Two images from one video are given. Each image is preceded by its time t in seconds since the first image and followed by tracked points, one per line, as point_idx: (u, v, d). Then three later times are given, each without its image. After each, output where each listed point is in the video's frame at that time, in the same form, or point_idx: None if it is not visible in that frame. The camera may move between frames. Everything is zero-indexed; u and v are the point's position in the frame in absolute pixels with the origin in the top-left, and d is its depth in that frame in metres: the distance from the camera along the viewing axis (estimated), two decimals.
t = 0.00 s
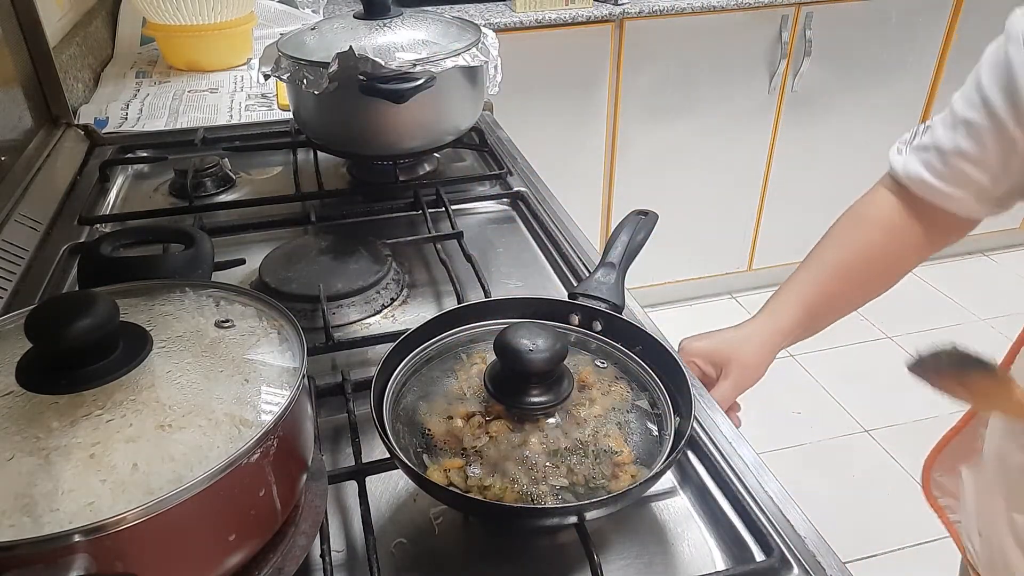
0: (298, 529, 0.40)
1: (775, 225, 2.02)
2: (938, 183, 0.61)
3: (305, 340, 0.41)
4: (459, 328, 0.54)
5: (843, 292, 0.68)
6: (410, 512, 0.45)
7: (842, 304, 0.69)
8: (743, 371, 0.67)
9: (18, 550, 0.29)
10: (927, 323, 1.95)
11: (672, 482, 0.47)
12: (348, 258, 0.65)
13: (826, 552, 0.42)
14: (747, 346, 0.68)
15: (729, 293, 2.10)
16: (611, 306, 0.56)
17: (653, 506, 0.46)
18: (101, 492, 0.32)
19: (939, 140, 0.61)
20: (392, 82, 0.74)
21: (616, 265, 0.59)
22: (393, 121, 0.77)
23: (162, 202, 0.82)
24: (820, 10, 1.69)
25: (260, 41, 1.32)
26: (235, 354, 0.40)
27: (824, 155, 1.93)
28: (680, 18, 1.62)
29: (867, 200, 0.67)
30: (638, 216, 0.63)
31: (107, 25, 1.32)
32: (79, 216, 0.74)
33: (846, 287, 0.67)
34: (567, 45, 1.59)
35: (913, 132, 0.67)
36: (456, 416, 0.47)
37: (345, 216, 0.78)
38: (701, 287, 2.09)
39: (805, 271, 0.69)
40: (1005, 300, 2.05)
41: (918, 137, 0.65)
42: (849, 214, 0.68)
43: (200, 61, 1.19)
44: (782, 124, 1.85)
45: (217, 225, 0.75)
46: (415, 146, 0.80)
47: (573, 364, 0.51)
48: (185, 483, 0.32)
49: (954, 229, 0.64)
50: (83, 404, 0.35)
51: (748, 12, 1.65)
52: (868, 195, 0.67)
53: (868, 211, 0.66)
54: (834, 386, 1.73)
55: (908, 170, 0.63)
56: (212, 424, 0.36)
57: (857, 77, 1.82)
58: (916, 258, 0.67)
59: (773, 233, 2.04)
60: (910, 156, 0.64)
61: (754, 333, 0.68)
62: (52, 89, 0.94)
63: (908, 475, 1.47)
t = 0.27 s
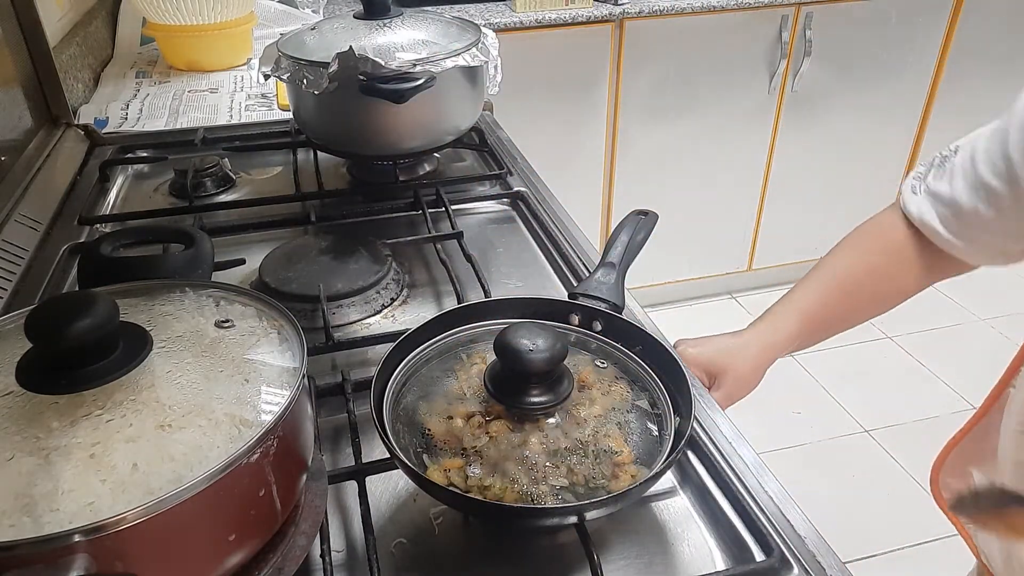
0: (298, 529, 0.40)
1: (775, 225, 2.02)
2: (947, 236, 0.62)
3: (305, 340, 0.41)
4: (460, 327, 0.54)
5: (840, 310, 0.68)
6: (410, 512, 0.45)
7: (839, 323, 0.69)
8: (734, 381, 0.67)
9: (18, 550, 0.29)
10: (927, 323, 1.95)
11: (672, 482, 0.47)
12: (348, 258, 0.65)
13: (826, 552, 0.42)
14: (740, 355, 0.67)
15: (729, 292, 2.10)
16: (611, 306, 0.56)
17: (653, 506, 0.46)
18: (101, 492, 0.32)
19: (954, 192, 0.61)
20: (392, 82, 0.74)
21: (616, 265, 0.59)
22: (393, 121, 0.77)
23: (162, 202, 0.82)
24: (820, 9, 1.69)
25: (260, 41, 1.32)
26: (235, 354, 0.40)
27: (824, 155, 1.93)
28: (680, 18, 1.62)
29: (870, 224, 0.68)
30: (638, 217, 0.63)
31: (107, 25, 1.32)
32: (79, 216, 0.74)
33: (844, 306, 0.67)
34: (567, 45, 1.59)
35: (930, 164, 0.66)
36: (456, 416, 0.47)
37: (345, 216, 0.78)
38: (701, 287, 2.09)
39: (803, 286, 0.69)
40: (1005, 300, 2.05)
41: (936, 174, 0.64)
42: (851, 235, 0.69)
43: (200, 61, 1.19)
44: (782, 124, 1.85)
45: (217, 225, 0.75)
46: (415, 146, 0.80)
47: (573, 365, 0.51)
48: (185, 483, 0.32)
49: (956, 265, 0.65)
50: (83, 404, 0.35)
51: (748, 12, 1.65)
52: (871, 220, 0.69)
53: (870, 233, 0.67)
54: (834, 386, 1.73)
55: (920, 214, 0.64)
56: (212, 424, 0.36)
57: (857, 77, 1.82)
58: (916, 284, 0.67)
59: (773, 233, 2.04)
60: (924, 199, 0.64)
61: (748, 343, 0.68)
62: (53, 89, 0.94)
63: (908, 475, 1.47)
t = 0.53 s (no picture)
0: (298, 529, 0.40)
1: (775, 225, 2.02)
2: (959, 268, 0.64)
3: (305, 340, 0.41)
4: (460, 326, 0.54)
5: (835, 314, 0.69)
6: (410, 512, 0.45)
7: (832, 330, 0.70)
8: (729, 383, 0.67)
9: (18, 550, 0.29)
10: (927, 323, 1.95)
11: (672, 482, 0.47)
12: (348, 258, 0.65)
13: (826, 552, 0.42)
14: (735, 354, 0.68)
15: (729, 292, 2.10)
16: (611, 306, 0.56)
17: (653, 506, 0.46)
18: (100, 492, 0.32)
19: (977, 231, 0.62)
20: (392, 82, 0.74)
21: (616, 265, 0.59)
22: (394, 121, 0.77)
23: (162, 202, 0.82)
24: (820, 10, 1.69)
25: (260, 41, 1.32)
26: (235, 354, 0.40)
27: (824, 155, 1.93)
28: (680, 18, 1.62)
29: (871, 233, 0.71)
30: (638, 217, 0.63)
31: (107, 25, 1.32)
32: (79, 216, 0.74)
33: (842, 307, 0.69)
34: (567, 45, 1.59)
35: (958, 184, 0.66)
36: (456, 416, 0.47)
37: (345, 216, 0.78)
38: (701, 287, 2.09)
39: (801, 289, 0.71)
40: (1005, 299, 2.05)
41: (963, 202, 0.64)
42: (852, 243, 0.71)
43: (200, 61, 1.19)
44: (782, 124, 1.85)
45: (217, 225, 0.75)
46: (415, 146, 0.80)
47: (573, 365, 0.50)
48: (185, 483, 0.32)
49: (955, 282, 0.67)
50: (83, 404, 0.35)
51: (748, 12, 1.65)
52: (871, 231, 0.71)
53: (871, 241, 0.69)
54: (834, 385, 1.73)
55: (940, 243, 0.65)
56: (212, 424, 0.36)
57: (857, 77, 1.82)
58: (916, 294, 0.68)
59: (773, 233, 2.04)
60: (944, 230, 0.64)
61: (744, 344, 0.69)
62: (53, 89, 0.94)
63: (909, 476, 1.47)
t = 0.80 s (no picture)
0: (298, 529, 0.40)
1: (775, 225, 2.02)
2: (973, 279, 0.64)
3: (305, 340, 0.41)
4: (460, 326, 0.54)
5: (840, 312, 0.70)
6: (410, 512, 0.45)
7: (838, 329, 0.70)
8: (734, 380, 0.66)
9: (18, 550, 0.29)
10: (927, 323, 1.95)
11: (672, 482, 0.47)
12: (349, 258, 0.65)
13: (826, 552, 0.42)
14: (740, 351, 0.67)
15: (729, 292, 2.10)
16: (611, 306, 0.56)
17: (653, 506, 0.46)
18: (101, 492, 0.32)
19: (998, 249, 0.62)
20: (392, 82, 0.73)
21: (616, 265, 0.59)
22: (394, 121, 0.77)
23: (162, 202, 0.82)
24: (820, 10, 1.69)
25: (260, 41, 1.32)
26: (235, 354, 0.40)
27: (824, 155, 1.93)
28: (680, 18, 1.62)
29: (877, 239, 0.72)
30: (638, 217, 0.63)
31: (107, 25, 1.32)
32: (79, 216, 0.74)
33: (851, 310, 0.70)
34: (567, 44, 1.59)
35: (984, 197, 0.66)
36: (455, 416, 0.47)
37: (345, 216, 0.78)
38: (701, 287, 2.09)
39: (811, 294, 0.71)
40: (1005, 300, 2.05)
41: (987, 216, 0.64)
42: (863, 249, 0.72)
43: (200, 61, 1.19)
44: (782, 124, 1.85)
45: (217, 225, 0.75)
46: (415, 146, 0.80)
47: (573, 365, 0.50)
48: (185, 483, 0.32)
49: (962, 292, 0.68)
50: (83, 404, 0.35)
51: (749, 12, 1.65)
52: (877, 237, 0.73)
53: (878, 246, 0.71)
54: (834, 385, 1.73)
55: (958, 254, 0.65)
56: (212, 424, 0.36)
57: (857, 77, 1.82)
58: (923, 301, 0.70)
59: (774, 233, 2.04)
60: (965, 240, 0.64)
61: (748, 342, 0.68)
62: (52, 89, 0.94)
63: (909, 475, 1.47)
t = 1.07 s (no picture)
0: (298, 529, 0.40)
1: (775, 225, 2.02)
2: (1005, 259, 0.63)
3: (305, 341, 0.41)
4: (460, 327, 0.54)
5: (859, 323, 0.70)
6: (410, 512, 0.45)
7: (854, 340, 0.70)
8: (748, 402, 0.68)
9: (18, 550, 0.29)
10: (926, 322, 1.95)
11: (672, 482, 0.47)
12: (349, 258, 0.65)
13: (826, 552, 0.42)
14: (755, 368, 0.68)
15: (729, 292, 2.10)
16: (611, 306, 0.56)
17: (653, 506, 0.46)
18: (101, 492, 0.32)
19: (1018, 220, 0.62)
20: (392, 82, 0.73)
21: (615, 265, 0.59)
22: (394, 121, 0.77)
23: (162, 202, 0.82)
24: (820, 10, 1.69)
25: (260, 41, 1.32)
26: (235, 354, 0.40)
27: (824, 155, 1.93)
28: (681, 18, 1.62)
29: (892, 241, 0.71)
30: (638, 217, 0.63)
31: (107, 25, 1.32)
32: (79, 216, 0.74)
33: (868, 318, 0.69)
34: (567, 44, 1.59)
35: (997, 175, 0.66)
36: (455, 417, 0.47)
37: (345, 216, 0.78)
38: (701, 287, 2.09)
39: (823, 304, 0.71)
40: (1004, 299, 2.05)
41: (1003, 192, 0.64)
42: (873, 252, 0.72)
43: (200, 61, 1.19)
44: (783, 124, 1.85)
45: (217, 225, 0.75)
46: (415, 147, 0.80)
47: (572, 365, 0.50)
48: (185, 483, 0.32)
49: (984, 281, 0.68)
50: (83, 404, 0.35)
51: (749, 12, 1.65)
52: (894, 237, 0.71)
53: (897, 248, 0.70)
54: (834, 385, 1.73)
55: (981, 234, 0.65)
56: (212, 424, 0.36)
57: (857, 77, 1.82)
58: (943, 301, 0.69)
59: (773, 233, 2.04)
60: (987, 218, 0.65)
61: (763, 358, 0.69)
62: (52, 89, 0.94)
63: (909, 475, 1.47)
